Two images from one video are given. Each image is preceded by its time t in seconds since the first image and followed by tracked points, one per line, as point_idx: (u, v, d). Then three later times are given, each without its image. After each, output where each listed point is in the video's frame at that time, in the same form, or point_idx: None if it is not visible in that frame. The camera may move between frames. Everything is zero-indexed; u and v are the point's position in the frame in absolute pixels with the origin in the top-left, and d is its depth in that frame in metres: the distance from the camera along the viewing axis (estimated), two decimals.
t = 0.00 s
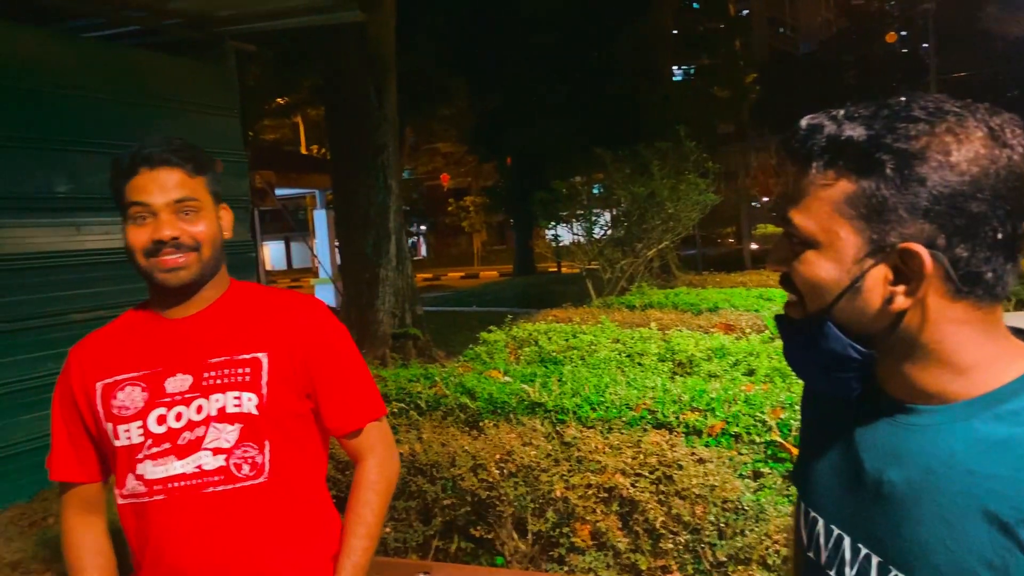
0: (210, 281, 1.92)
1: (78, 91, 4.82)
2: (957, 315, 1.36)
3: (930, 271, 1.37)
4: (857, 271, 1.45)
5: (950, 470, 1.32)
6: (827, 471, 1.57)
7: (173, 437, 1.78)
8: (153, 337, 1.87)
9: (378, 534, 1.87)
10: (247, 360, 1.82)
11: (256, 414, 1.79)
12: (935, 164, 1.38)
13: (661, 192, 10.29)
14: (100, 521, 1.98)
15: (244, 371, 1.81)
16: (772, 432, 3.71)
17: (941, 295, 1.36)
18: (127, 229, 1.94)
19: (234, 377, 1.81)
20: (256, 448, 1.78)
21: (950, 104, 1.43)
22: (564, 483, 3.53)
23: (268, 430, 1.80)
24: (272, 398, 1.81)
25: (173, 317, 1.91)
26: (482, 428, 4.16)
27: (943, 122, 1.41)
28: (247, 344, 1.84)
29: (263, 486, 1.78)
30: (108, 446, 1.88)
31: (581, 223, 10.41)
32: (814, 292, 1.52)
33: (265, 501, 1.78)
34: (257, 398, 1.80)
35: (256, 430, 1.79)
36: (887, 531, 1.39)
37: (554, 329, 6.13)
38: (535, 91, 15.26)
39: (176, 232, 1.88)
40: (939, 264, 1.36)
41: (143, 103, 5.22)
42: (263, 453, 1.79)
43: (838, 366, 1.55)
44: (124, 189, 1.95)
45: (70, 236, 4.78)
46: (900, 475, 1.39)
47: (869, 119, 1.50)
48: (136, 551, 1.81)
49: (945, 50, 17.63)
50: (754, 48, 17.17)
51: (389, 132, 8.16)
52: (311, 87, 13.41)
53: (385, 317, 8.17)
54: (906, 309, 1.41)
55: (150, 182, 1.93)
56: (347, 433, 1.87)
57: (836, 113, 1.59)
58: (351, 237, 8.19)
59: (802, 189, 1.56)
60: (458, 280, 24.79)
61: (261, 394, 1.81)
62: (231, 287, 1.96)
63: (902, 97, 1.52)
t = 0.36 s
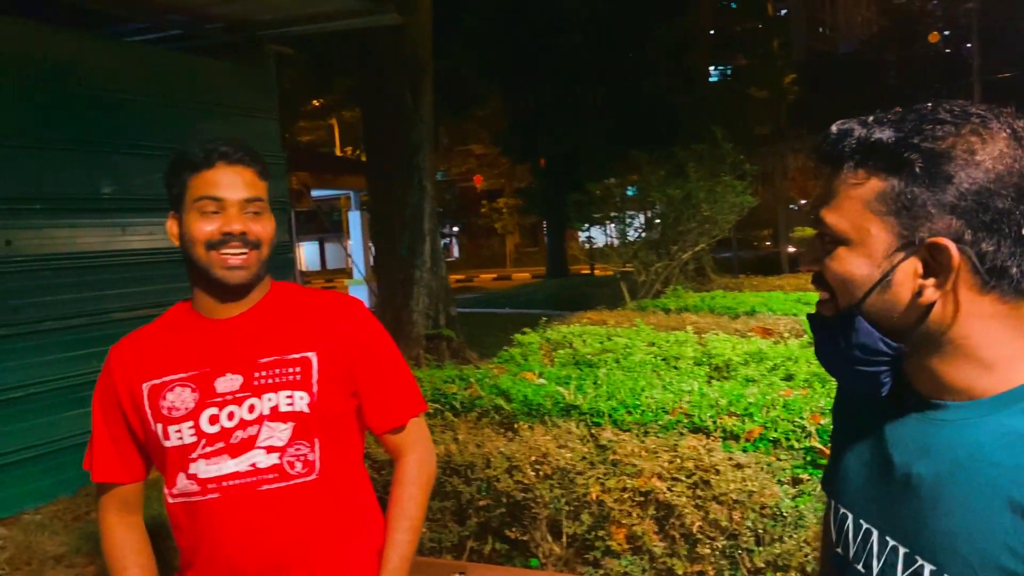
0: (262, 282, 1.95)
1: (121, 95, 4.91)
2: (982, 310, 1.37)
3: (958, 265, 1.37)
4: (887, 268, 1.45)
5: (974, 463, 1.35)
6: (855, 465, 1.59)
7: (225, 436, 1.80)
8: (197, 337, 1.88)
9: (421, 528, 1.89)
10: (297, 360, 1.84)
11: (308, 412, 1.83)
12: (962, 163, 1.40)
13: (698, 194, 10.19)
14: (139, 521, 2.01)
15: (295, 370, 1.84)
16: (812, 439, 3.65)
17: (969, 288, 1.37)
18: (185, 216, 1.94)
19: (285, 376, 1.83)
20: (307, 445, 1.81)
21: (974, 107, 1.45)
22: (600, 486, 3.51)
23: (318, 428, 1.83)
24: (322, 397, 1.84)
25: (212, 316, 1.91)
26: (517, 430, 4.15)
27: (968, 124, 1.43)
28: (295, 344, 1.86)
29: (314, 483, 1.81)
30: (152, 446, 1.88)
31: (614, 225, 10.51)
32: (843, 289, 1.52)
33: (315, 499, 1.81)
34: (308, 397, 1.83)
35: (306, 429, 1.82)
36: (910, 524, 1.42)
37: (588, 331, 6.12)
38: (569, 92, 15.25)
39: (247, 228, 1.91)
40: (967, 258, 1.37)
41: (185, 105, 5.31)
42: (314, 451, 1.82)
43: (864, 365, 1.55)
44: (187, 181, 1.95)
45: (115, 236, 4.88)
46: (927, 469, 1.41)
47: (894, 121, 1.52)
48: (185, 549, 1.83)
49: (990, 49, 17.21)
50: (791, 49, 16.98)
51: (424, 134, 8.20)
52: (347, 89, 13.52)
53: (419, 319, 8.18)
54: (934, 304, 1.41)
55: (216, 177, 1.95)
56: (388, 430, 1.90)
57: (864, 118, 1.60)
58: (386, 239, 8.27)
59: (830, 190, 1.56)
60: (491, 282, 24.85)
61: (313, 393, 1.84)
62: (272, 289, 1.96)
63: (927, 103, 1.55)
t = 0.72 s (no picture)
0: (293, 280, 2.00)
1: (148, 97, 4.98)
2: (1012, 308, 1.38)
3: (989, 263, 1.38)
4: (920, 266, 1.45)
5: (1002, 458, 1.34)
6: (879, 460, 1.57)
7: (260, 435, 1.82)
8: (227, 337, 1.90)
9: (443, 525, 1.95)
10: (330, 360, 1.88)
11: (341, 412, 1.87)
12: (996, 164, 1.40)
13: (720, 197, 10.11)
14: (151, 523, 2.00)
15: (329, 370, 1.88)
16: (834, 444, 3.61)
17: (1003, 286, 1.38)
18: (219, 213, 1.97)
19: (319, 376, 1.87)
20: (341, 444, 1.85)
21: (1004, 112, 1.46)
22: (620, 488, 3.51)
23: (350, 427, 1.88)
24: (353, 396, 1.89)
25: (241, 314, 1.94)
26: (538, 432, 4.17)
27: (998, 129, 1.43)
28: (328, 344, 1.90)
29: (347, 481, 1.85)
30: (177, 446, 1.89)
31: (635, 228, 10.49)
32: (874, 287, 1.51)
33: (348, 497, 1.84)
34: (342, 396, 1.87)
35: (340, 428, 1.86)
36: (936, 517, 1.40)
37: (609, 334, 6.12)
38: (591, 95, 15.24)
39: (285, 223, 1.96)
40: (997, 256, 1.38)
41: (211, 107, 5.37)
42: (347, 450, 1.86)
43: (891, 365, 1.54)
44: (221, 179, 1.98)
45: (142, 236, 4.96)
46: (952, 464, 1.41)
47: (925, 125, 1.52)
48: (210, 548, 1.84)
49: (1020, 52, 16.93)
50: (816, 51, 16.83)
51: (446, 136, 8.23)
52: (369, 92, 13.63)
53: (440, 320, 8.23)
54: (966, 301, 1.41)
55: (251, 175, 1.99)
56: (409, 430, 1.96)
57: (893, 123, 1.59)
58: (408, 240, 8.32)
59: (862, 191, 1.56)
60: (512, 284, 24.87)
61: (346, 392, 1.88)
62: (299, 291, 2.00)
63: (954, 110, 1.55)
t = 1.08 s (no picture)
0: (283, 275, 1.97)
1: (169, 96, 5.03)
2: None
3: None
4: None
5: None
6: (945, 465, 1.49)
7: (277, 432, 1.84)
8: (251, 335, 1.94)
9: (460, 528, 1.96)
10: (349, 360, 1.89)
11: (358, 412, 1.88)
12: None
13: (739, 199, 10.05)
14: (174, 518, 2.03)
15: (346, 370, 1.88)
16: (853, 448, 3.57)
17: None
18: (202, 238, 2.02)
19: (337, 376, 1.88)
20: (357, 445, 1.86)
21: None
22: (636, 491, 3.50)
23: (367, 428, 1.88)
24: (372, 397, 1.89)
25: (256, 313, 1.99)
26: (554, 433, 4.17)
27: None
28: (347, 344, 1.91)
29: (363, 482, 1.86)
30: (198, 441, 1.93)
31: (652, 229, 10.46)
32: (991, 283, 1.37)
33: (363, 497, 1.85)
34: (359, 397, 1.88)
35: (357, 428, 1.87)
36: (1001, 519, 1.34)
37: (626, 336, 6.11)
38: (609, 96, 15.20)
39: (243, 227, 1.94)
40: None
41: (231, 107, 5.41)
42: (363, 451, 1.86)
43: (1006, 373, 1.37)
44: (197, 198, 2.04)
45: (163, 234, 5.01)
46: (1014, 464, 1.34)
47: None
48: (227, 543, 1.87)
49: None
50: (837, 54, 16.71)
51: (465, 137, 8.24)
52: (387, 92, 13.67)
53: (457, 321, 8.25)
54: None
55: (215, 187, 2.00)
56: (431, 433, 1.96)
57: (982, 116, 1.50)
58: (426, 240, 8.34)
59: (967, 180, 1.44)
60: (529, 284, 24.87)
61: (364, 393, 1.89)
62: (320, 291, 2.03)
63: None
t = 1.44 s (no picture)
0: (308, 270, 2.00)
1: (190, 93, 5.06)
2: None
3: None
4: None
5: None
6: None
7: (289, 427, 1.87)
8: (266, 332, 1.97)
9: (478, 524, 1.92)
10: (357, 353, 1.89)
11: (367, 405, 1.87)
12: None
13: (757, 199, 9.96)
14: (211, 509, 2.12)
15: (355, 364, 1.89)
16: (873, 449, 3.52)
17: None
18: (230, 227, 2.06)
19: (346, 369, 1.89)
20: (367, 438, 1.85)
21: None
22: (654, 490, 3.49)
23: (377, 421, 1.87)
24: (381, 390, 1.89)
25: (276, 311, 2.01)
26: (570, 432, 4.18)
27: None
28: (356, 337, 1.91)
29: (375, 475, 1.85)
30: (225, 435, 2.00)
31: (669, 229, 10.41)
32: None
33: (373, 491, 1.84)
34: (368, 390, 1.87)
35: (366, 422, 1.86)
36: None
37: (643, 335, 6.08)
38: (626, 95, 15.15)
39: (277, 220, 2.00)
40: None
41: (251, 105, 5.44)
42: (373, 444, 1.86)
43: None
44: (226, 191, 2.08)
45: (184, 232, 5.05)
46: None
47: None
48: (252, 536, 1.92)
49: None
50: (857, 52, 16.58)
51: (482, 135, 8.23)
52: (404, 91, 13.70)
53: (473, 319, 8.25)
54: None
55: (249, 180, 2.05)
56: (447, 425, 1.92)
57: None
58: (442, 239, 8.35)
59: None
60: (544, 284, 24.85)
61: (373, 387, 1.88)
62: (337, 284, 2.03)
63: None
